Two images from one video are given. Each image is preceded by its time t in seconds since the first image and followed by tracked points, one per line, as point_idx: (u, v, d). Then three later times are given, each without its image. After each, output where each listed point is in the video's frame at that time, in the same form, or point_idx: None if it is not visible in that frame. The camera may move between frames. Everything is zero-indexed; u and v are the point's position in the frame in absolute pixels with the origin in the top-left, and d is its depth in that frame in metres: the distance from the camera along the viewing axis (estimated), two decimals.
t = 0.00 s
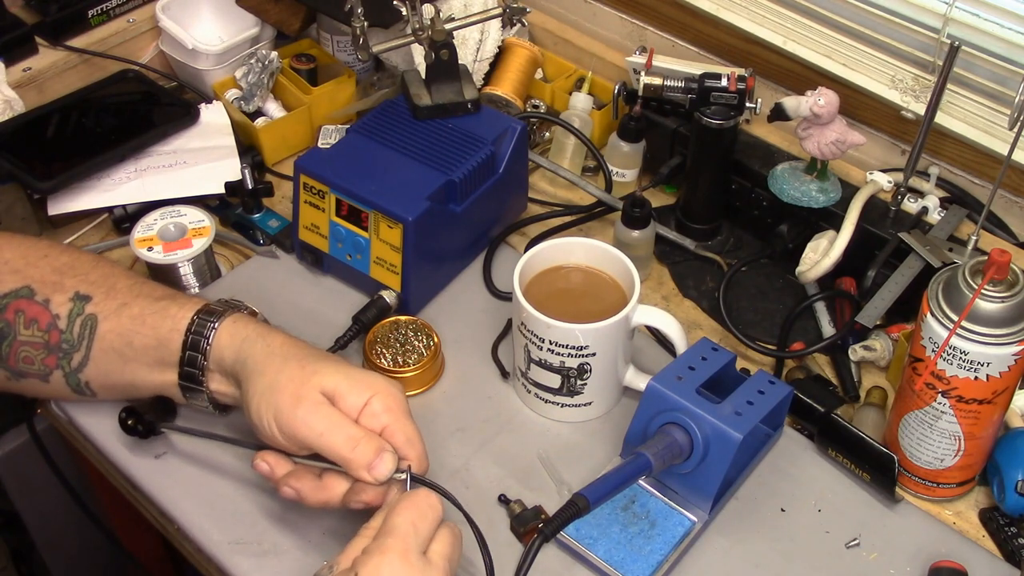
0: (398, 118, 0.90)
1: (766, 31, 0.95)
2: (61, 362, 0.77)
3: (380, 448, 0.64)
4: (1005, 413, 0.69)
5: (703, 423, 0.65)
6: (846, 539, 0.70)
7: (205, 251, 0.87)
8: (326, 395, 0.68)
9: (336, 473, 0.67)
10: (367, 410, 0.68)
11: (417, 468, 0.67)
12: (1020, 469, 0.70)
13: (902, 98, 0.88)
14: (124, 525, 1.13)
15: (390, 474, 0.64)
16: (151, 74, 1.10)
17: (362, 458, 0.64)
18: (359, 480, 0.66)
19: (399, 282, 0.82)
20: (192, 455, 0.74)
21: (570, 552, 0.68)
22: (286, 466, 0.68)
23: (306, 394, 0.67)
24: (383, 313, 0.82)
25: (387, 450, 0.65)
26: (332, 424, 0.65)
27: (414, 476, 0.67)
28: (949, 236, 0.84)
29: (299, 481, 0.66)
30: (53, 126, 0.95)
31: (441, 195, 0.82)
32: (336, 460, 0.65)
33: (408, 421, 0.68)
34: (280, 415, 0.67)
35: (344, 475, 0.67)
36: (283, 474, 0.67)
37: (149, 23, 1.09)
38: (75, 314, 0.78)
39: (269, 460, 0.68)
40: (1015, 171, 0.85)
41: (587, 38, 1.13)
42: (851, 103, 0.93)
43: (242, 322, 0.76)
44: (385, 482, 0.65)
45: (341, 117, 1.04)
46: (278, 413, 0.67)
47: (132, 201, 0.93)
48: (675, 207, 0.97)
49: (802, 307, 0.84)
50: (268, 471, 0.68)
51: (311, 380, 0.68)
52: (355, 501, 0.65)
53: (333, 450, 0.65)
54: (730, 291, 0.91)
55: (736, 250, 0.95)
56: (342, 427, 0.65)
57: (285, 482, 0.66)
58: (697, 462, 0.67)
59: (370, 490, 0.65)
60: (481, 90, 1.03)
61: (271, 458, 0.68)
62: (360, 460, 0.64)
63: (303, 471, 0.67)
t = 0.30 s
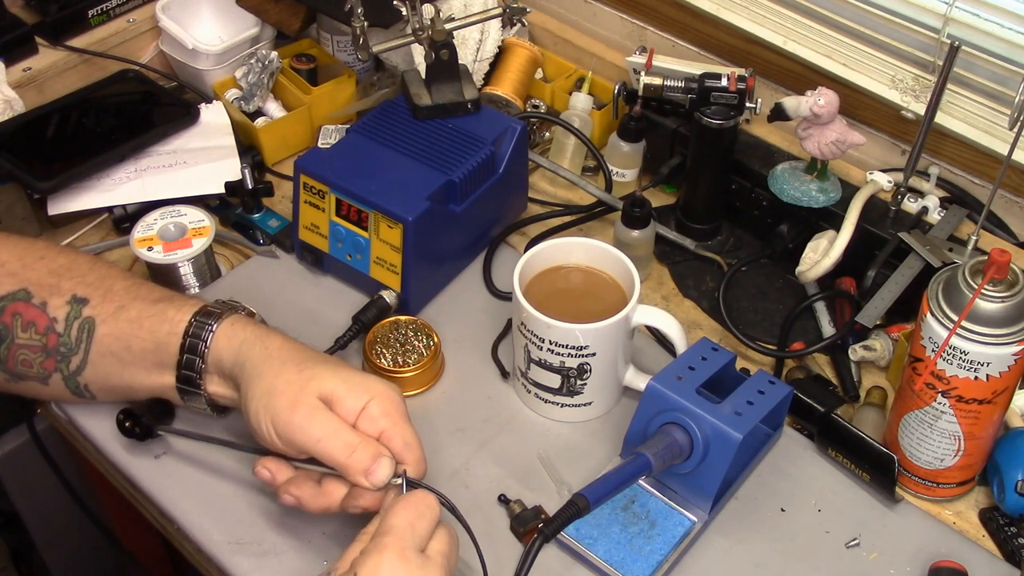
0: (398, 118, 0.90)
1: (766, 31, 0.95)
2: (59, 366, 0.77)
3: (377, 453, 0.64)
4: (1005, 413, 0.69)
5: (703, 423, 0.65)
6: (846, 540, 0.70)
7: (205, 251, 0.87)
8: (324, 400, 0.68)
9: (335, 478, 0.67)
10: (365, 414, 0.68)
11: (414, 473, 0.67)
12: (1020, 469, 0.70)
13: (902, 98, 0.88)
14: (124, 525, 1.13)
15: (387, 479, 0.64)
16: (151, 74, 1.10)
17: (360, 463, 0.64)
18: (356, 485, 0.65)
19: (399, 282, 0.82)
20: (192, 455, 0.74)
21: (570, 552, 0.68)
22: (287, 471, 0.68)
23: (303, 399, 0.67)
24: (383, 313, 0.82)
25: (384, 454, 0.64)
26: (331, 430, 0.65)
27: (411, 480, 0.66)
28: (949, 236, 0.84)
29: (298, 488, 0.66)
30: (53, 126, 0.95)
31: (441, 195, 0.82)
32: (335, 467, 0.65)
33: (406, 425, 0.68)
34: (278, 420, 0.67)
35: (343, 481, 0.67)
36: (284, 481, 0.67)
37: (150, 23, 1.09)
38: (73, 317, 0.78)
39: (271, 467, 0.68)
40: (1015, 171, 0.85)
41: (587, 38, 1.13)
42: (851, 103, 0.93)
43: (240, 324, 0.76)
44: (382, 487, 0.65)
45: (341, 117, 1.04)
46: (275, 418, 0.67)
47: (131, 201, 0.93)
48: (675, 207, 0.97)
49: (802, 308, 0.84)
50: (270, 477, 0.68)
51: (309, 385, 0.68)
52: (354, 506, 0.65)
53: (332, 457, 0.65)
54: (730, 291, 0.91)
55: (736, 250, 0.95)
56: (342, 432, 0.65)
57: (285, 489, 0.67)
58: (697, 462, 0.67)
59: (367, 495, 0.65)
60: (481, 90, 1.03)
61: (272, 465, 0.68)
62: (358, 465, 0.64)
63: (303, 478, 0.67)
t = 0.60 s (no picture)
0: (398, 118, 0.90)
1: (766, 31, 0.95)
2: (60, 366, 0.77)
3: (376, 454, 0.64)
4: (1005, 412, 0.69)
5: (703, 423, 0.65)
6: (846, 540, 0.70)
7: (205, 251, 0.87)
8: (322, 401, 0.68)
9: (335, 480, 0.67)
10: (364, 416, 0.67)
11: (413, 474, 0.67)
12: (1020, 469, 0.70)
13: (902, 98, 0.88)
14: (124, 525, 1.13)
15: (384, 479, 0.63)
16: (151, 74, 1.10)
17: (359, 466, 0.63)
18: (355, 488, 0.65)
19: (399, 282, 0.82)
20: (192, 455, 0.74)
21: (570, 552, 0.68)
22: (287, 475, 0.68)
23: (303, 400, 0.67)
24: (383, 313, 0.82)
25: (382, 455, 0.64)
26: (331, 432, 0.65)
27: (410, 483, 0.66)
28: (949, 236, 0.84)
29: (299, 492, 0.66)
30: (53, 126, 0.95)
31: (441, 195, 0.82)
32: (334, 470, 0.64)
33: (406, 428, 0.68)
34: (277, 422, 0.67)
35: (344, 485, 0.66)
36: (284, 484, 0.67)
37: (150, 23, 1.09)
38: (73, 317, 0.78)
39: (272, 471, 0.67)
40: (1015, 171, 0.85)
41: (587, 38, 1.13)
42: (851, 103, 0.93)
43: (240, 323, 0.76)
44: (380, 489, 0.65)
45: (341, 117, 1.04)
46: (275, 421, 0.67)
47: (131, 201, 0.93)
48: (675, 207, 0.97)
49: (802, 307, 0.84)
50: (270, 481, 0.67)
51: (307, 386, 0.68)
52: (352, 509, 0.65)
53: (331, 459, 0.64)
54: (730, 291, 0.90)
55: (736, 250, 0.95)
56: (342, 435, 0.65)
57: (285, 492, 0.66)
58: (697, 462, 0.67)
59: (367, 497, 0.65)
60: (481, 90, 1.03)
61: (272, 469, 0.68)
62: (356, 465, 0.64)
63: (302, 481, 0.67)
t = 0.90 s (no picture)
0: (398, 118, 0.90)
1: (766, 31, 0.95)
2: (65, 360, 0.77)
3: (366, 462, 0.65)
4: (1004, 413, 0.69)
5: (703, 423, 0.65)
6: (845, 539, 0.70)
7: (205, 251, 0.87)
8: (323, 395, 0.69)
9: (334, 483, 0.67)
10: (362, 422, 0.67)
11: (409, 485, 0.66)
12: (1020, 469, 0.70)
13: (902, 98, 0.88)
14: (124, 526, 1.13)
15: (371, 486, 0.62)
16: (151, 74, 1.10)
17: (351, 469, 0.64)
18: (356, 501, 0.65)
19: (399, 282, 0.82)
20: (192, 455, 0.74)
21: (570, 553, 0.68)
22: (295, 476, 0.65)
23: (305, 391, 0.68)
24: (383, 312, 0.82)
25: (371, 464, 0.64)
26: (327, 425, 0.66)
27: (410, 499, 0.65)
28: (949, 236, 0.84)
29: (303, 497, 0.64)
30: (53, 126, 0.96)
31: (441, 195, 0.82)
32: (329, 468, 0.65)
33: (402, 435, 0.67)
34: (277, 410, 0.68)
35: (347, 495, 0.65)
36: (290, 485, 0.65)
37: (150, 23, 1.09)
38: (79, 311, 0.78)
39: (281, 467, 0.65)
40: (1015, 171, 0.85)
41: (587, 38, 1.13)
42: (851, 103, 0.93)
43: (247, 313, 0.76)
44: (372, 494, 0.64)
45: (341, 117, 1.04)
46: (275, 408, 0.68)
47: (131, 201, 0.93)
48: (675, 207, 0.97)
49: (802, 307, 0.84)
50: (277, 476, 0.65)
51: (308, 378, 0.69)
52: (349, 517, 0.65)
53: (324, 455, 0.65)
54: (730, 291, 0.90)
55: (736, 250, 0.95)
56: (336, 433, 0.65)
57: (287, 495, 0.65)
58: (697, 462, 0.67)
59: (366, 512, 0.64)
60: (481, 90, 1.03)
61: (282, 465, 0.65)
62: (345, 466, 0.64)
63: (307, 486, 0.65)
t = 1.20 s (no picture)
0: (397, 118, 0.90)
1: (766, 31, 0.95)
2: (64, 362, 0.77)
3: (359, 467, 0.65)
4: (1005, 413, 0.69)
5: (703, 423, 0.65)
6: (846, 539, 0.70)
7: (205, 251, 0.87)
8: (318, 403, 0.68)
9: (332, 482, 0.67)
10: (354, 427, 0.67)
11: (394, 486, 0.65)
12: (1020, 469, 0.70)
13: (902, 98, 0.88)
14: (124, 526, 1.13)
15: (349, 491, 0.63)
16: (151, 74, 1.10)
17: (337, 471, 0.64)
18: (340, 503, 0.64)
19: (399, 282, 0.82)
20: (191, 454, 0.74)
21: (570, 552, 0.68)
22: (272, 476, 0.65)
23: (299, 399, 0.68)
24: (383, 313, 0.82)
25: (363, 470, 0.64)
26: (321, 435, 0.66)
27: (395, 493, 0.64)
28: (949, 236, 0.84)
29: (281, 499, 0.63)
30: (53, 126, 0.96)
31: (441, 195, 0.82)
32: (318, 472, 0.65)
33: (393, 441, 0.67)
34: (270, 417, 0.68)
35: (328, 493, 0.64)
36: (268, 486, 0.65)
37: (149, 23, 1.09)
38: (79, 312, 0.78)
39: (256, 468, 0.66)
40: (1015, 171, 0.85)
41: (587, 38, 1.13)
42: (851, 103, 0.93)
43: (247, 315, 0.76)
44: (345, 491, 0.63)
45: (341, 117, 1.04)
46: (268, 415, 0.68)
47: (131, 201, 0.93)
48: (675, 207, 0.97)
49: (802, 307, 0.84)
50: (254, 478, 0.66)
51: (304, 386, 0.69)
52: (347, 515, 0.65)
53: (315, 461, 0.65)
54: (730, 291, 0.90)
55: (736, 250, 0.95)
56: (329, 441, 0.66)
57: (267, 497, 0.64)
58: (697, 462, 0.67)
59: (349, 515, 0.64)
60: (481, 90, 1.03)
61: (256, 466, 0.66)
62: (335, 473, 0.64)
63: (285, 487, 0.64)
